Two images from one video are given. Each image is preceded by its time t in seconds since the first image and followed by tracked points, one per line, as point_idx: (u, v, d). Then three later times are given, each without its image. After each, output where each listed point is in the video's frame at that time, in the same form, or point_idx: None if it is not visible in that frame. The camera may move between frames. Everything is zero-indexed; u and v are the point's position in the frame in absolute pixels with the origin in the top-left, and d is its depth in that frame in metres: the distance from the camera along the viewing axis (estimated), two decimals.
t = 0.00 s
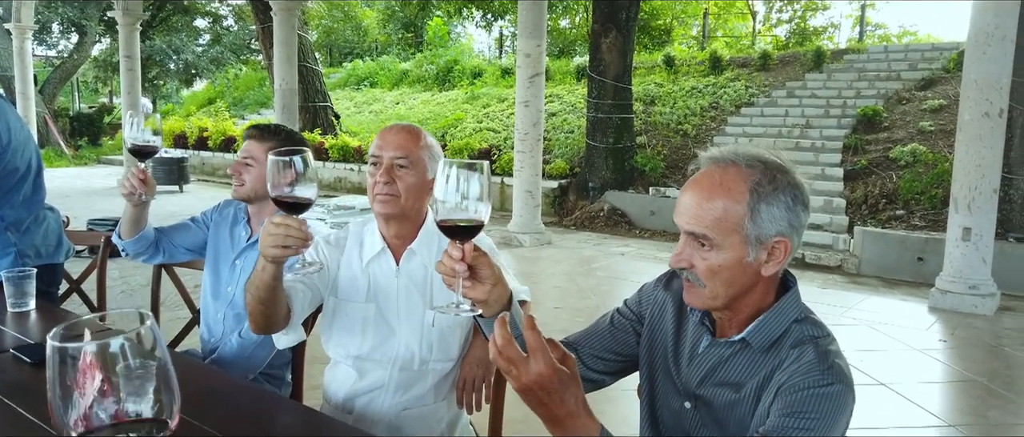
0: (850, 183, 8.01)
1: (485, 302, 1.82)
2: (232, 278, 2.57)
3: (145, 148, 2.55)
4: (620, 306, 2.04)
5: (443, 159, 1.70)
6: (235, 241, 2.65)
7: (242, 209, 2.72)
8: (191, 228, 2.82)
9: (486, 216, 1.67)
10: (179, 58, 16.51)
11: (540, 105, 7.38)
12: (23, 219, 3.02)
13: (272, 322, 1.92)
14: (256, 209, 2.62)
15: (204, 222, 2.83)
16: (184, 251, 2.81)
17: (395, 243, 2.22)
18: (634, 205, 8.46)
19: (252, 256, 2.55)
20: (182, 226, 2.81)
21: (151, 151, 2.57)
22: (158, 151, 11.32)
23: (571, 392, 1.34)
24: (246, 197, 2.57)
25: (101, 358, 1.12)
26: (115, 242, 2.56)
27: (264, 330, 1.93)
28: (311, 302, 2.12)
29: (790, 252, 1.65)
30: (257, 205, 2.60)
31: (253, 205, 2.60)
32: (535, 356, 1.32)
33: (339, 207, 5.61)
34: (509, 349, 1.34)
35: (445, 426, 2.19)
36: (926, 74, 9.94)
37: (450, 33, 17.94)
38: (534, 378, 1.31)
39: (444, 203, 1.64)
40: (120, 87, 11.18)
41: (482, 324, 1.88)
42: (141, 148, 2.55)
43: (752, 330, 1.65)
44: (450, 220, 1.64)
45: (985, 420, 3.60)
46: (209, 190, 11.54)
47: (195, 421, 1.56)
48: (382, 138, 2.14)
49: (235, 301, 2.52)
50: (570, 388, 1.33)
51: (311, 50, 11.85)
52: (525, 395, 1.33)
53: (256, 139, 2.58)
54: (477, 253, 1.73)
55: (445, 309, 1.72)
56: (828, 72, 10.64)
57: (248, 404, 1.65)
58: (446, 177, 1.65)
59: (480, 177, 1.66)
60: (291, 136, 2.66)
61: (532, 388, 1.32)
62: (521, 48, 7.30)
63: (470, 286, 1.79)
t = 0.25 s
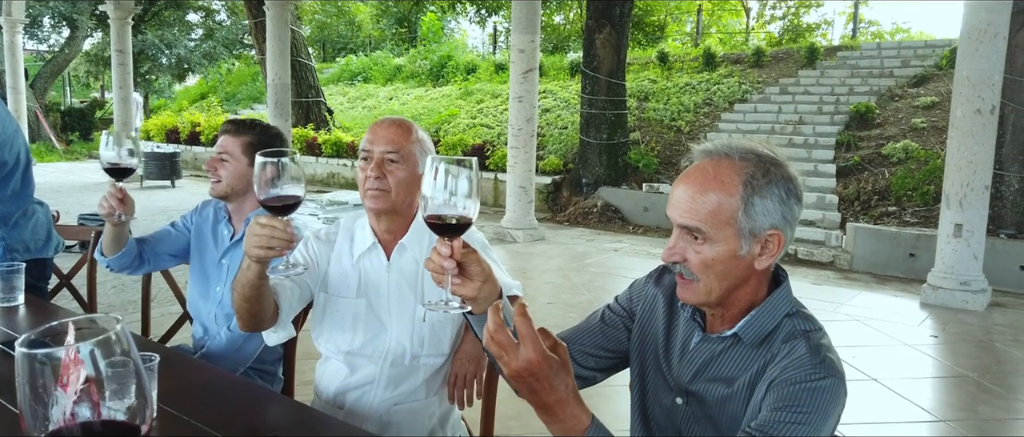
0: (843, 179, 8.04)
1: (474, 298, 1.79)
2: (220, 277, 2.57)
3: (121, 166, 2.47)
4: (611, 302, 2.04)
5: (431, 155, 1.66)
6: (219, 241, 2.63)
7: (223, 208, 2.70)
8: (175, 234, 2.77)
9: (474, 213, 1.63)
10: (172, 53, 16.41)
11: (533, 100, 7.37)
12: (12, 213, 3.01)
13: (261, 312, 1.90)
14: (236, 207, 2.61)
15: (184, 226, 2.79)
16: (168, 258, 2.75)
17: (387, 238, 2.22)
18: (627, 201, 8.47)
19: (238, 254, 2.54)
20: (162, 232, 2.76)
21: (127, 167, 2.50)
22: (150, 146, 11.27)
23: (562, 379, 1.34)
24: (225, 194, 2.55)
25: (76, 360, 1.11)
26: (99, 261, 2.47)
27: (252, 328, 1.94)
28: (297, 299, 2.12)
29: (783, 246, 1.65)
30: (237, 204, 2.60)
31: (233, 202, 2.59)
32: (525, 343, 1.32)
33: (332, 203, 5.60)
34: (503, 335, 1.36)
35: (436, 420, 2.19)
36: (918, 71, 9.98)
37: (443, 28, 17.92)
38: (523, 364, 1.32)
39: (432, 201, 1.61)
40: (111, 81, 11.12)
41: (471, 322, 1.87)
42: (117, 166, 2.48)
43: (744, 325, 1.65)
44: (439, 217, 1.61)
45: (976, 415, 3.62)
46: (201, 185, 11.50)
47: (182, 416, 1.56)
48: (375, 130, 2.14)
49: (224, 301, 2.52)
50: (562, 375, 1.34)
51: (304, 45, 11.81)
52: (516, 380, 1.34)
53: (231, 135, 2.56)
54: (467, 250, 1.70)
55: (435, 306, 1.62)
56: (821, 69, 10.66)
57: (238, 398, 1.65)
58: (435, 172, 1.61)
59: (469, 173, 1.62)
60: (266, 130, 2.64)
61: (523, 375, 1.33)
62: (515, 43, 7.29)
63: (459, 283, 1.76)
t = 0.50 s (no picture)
0: (832, 174, 8.07)
1: (463, 294, 1.74)
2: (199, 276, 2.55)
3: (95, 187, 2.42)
4: (600, 296, 2.02)
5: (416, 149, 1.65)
6: (192, 239, 2.59)
7: (189, 207, 2.65)
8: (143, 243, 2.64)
9: (461, 207, 1.63)
10: (160, 46, 16.32)
11: (524, 95, 7.37)
12: None
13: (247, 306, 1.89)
14: (203, 203, 2.60)
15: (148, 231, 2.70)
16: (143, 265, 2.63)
17: (374, 231, 2.21)
18: (618, 196, 8.48)
19: (216, 250, 2.53)
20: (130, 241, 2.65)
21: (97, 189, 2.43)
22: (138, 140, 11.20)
23: (555, 365, 1.33)
24: (188, 190, 2.55)
25: (55, 360, 1.09)
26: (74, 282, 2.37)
27: (238, 325, 1.95)
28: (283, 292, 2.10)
29: (770, 240, 1.64)
30: (204, 199, 2.59)
31: (198, 197, 2.58)
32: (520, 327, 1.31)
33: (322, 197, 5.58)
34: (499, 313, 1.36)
35: (425, 414, 2.18)
36: (908, 66, 10.03)
37: (434, 23, 17.88)
38: (514, 348, 1.31)
39: (417, 195, 1.61)
40: (99, 74, 11.04)
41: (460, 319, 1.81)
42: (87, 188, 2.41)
43: (733, 317, 1.63)
44: (427, 213, 1.60)
45: (964, 408, 3.65)
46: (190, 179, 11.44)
47: (168, 410, 1.55)
48: (360, 123, 2.12)
49: (207, 302, 2.51)
50: (556, 362, 1.33)
51: (293, 38, 11.76)
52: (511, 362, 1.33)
53: (187, 130, 2.54)
54: (453, 244, 1.66)
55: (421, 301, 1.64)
56: (811, 64, 10.69)
57: (227, 393, 1.64)
58: (423, 166, 1.61)
59: (456, 166, 1.63)
60: (221, 122, 2.62)
61: (516, 358, 1.32)
62: (505, 37, 7.29)
63: (446, 278, 1.71)
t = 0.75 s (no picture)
0: (814, 168, 8.13)
1: (440, 286, 1.72)
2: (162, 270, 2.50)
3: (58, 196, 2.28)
4: (578, 288, 1.93)
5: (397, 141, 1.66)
6: (150, 234, 2.53)
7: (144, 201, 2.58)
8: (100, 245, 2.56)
9: (441, 199, 1.63)
10: (141, 39, 16.15)
11: (508, 89, 7.36)
12: None
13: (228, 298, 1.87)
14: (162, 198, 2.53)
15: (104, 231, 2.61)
16: (103, 267, 2.56)
17: (354, 223, 2.19)
18: (602, 190, 8.50)
19: (179, 240, 2.49)
20: (86, 242, 2.57)
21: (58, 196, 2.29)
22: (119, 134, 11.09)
23: (528, 363, 1.32)
24: (147, 191, 2.49)
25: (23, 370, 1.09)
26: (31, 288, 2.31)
27: (218, 324, 1.93)
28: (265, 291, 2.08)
29: (748, 234, 1.54)
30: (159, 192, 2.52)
31: (158, 195, 2.52)
32: (483, 328, 1.27)
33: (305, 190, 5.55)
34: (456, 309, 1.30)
35: (405, 406, 2.17)
36: (889, 61, 10.14)
37: (418, 16, 17.82)
38: (482, 349, 1.27)
39: (396, 187, 1.60)
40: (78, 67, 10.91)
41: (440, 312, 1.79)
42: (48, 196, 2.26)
43: (711, 306, 1.56)
44: (405, 204, 1.60)
45: (943, 398, 3.69)
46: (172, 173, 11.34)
47: (146, 404, 1.51)
48: (348, 115, 2.08)
49: (173, 294, 2.47)
50: (526, 358, 1.32)
51: (276, 31, 11.68)
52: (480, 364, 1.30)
53: (133, 130, 2.46)
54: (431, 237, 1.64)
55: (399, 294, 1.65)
56: (794, 59, 10.76)
57: (206, 385, 1.62)
58: (399, 156, 1.61)
59: (436, 159, 1.63)
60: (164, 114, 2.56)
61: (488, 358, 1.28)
62: (490, 31, 7.28)
63: (424, 270, 1.72)
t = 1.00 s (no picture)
0: (798, 159, 8.19)
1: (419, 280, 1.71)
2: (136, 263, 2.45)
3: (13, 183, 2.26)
4: (560, 278, 1.91)
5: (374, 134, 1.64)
6: (122, 226, 2.49)
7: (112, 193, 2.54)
8: (71, 238, 2.53)
9: (419, 191, 1.60)
10: (122, 30, 15.94)
11: (494, 80, 7.35)
12: None
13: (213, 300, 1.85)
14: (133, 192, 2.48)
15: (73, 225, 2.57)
16: (75, 261, 2.53)
17: (337, 214, 2.16)
18: (587, 182, 8.52)
19: (150, 231, 2.43)
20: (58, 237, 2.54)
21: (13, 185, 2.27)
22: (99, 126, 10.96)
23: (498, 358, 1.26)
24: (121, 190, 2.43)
25: None
26: None
27: (205, 329, 1.92)
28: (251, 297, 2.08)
29: (728, 219, 1.54)
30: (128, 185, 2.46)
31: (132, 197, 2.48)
32: (446, 334, 1.23)
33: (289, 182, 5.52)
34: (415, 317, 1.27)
35: (392, 397, 2.13)
36: (872, 53, 10.23)
37: (403, 8, 17.73)
38: (448, 355, 1.23)
39: (372, 180, 1.58)
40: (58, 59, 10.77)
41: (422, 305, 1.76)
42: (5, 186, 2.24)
43: (692, 292, 1.55)
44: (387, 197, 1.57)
45: (924, 386, 3.74)
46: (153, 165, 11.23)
47: (127, 396, 1.50)
48: (330, 105, 2.04)
49: (149, 286, 2.44)
50: (497, 354, 1.26)
51: (259, 22, 11.59)
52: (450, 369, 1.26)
53: (91, 132, 2.36)
54: (410, 230, 1.63)
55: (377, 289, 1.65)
56: (778, 50, 10.81)
57: (190, 377, 1.61)
58: (378, 149, 1.59)
59: (412, 149, 1.60)
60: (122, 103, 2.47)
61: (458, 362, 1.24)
62: (475, 22, 7.25)
63: (404, 264, 1.69)
